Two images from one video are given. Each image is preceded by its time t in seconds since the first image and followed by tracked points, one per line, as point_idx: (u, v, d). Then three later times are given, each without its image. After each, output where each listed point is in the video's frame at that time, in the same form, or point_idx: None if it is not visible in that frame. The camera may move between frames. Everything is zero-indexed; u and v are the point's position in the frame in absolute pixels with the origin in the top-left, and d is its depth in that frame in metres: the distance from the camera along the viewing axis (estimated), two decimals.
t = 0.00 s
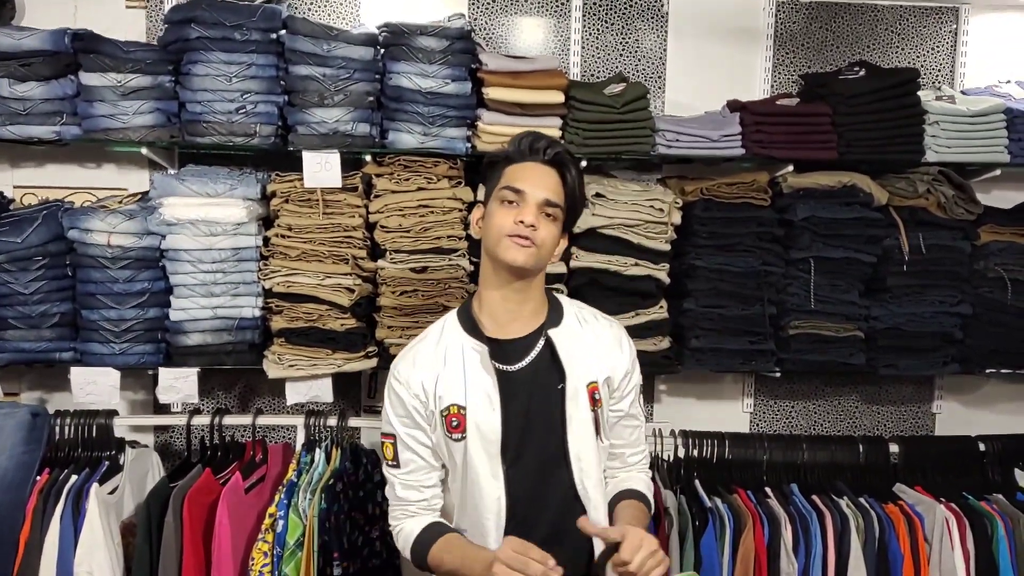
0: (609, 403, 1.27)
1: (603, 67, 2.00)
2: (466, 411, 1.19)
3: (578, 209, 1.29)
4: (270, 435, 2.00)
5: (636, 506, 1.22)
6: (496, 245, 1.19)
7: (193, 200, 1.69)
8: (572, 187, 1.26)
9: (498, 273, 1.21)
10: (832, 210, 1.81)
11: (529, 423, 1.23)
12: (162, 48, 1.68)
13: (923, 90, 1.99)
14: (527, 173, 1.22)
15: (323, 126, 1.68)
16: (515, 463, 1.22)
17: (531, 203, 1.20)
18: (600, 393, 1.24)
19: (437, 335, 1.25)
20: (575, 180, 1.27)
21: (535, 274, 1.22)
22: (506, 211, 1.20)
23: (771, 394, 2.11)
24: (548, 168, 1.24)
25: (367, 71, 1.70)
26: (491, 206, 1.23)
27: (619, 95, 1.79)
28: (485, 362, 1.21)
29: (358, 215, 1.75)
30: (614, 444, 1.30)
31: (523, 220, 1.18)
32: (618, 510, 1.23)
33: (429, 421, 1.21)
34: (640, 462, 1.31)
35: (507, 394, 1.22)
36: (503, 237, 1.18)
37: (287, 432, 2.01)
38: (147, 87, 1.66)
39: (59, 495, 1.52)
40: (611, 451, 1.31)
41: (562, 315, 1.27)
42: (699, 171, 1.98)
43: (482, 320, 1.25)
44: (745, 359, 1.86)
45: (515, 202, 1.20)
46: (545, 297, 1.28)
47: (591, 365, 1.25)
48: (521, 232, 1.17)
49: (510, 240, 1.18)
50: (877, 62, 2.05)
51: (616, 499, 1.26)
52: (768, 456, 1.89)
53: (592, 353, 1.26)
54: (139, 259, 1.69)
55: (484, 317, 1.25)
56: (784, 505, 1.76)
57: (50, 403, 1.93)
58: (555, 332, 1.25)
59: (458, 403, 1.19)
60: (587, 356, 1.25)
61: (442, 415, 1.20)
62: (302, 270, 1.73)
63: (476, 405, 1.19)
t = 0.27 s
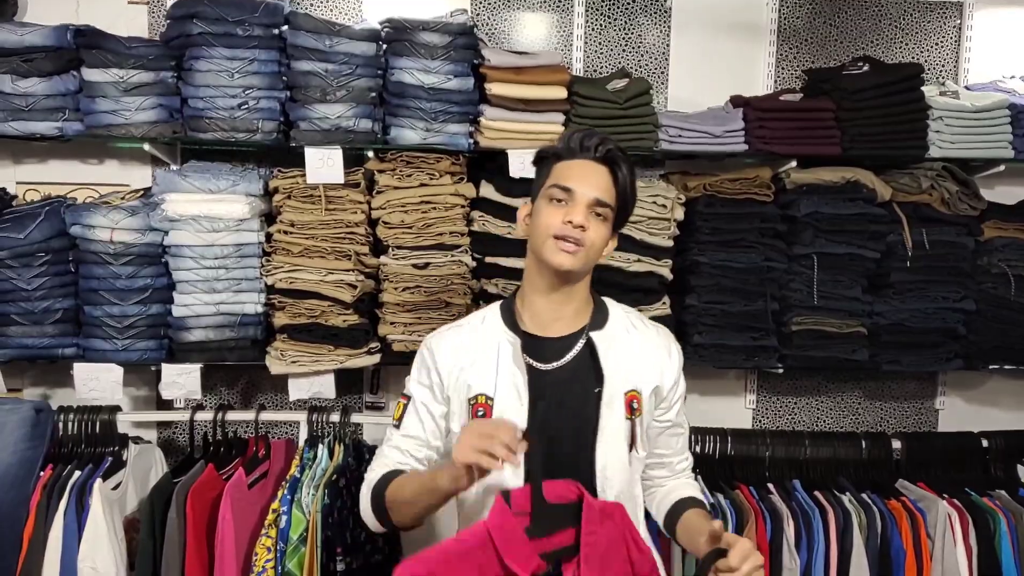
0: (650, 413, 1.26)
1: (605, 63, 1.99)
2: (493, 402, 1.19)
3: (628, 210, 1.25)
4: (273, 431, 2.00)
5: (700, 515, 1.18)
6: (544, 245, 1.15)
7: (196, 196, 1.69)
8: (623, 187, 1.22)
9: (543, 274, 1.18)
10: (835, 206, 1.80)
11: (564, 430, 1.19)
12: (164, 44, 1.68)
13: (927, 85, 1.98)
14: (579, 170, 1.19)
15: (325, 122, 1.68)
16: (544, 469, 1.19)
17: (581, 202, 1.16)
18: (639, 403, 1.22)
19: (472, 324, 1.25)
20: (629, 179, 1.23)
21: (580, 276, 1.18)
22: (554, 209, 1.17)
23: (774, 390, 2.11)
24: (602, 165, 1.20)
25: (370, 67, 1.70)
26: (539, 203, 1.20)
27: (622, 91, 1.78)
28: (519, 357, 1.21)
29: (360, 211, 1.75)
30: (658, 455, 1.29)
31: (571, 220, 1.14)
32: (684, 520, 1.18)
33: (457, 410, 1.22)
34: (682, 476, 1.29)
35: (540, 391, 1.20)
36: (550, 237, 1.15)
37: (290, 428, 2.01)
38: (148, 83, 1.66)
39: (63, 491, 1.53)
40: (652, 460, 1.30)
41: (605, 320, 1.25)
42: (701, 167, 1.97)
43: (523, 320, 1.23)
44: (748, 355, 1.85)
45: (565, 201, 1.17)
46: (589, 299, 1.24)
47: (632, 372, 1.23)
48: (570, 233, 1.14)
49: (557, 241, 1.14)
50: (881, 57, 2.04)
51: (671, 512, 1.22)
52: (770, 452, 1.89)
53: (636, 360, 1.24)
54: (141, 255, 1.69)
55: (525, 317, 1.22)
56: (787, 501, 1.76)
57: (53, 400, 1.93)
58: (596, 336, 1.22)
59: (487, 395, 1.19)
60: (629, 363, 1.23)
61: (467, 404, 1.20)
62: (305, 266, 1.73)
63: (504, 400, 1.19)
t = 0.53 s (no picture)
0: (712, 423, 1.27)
1: (602, 61, 1.99)
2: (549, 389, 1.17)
3: (708, 219, 1.26)
4: (271, 429, 2.00)
5: (762, 530, 1.18)
6: (618, 252, 1.19)
7: (193, 194, 1.69)
8: (706, 198, 1.23)
9: (614, 276, 1.22)
10: (832, 203, 1.80)
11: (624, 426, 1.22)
12: (160, 42, 1.67)
13: (923, 82, 1.98)
14: (659, 175, 1.21)
15: (322, 119, 1.68)
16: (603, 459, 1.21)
17: (656, 210, 1.19)
18: (700, 411, 1.23)
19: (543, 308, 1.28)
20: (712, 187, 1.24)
21: (652, 283, 1.21)
22: (629, 215, 1.20)
23: (771, 387, 2.11)
24: (684, 171, 1.21)
25: (366, 65, 1.70)
26: (616, 206, 1.24)
27: (619, 89, 1.78)
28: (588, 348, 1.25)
29: (357, 209, 1.75)
30: (717, 466, 1.30)
31: (643, 228, 1.17)
32: (746, 535, 1.18)
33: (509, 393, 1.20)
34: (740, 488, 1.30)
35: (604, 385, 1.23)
36: (622, 245, 1.18)
37: (288, 427, 2.01)
38: (144, 81, 1.66)
39: (60, 491, 1.52)
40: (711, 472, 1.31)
41: (672, 324, 1.28)
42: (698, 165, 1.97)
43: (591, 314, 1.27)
44: (745, 353, 1.85)
45: (641, 208, 1.20)
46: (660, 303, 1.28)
47: (698, 380, 1.24)
48: (641, 243, 1.17)
49: (629, 247, 1.18)
50: (877, 54, 2.04)
51: (733, 524, 1.22)
52: (768, 449, 1.89)
53: (702, 368, 1.25)
54: (138, 254, 1.69)
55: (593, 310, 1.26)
56: (785, 498, 1.77)
57: (50, 399, 1.93)
58: (664, 339, 1.25)
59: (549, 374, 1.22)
60: (695, 370, 1.24)
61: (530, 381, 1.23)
62: (301, 265, 1.73)
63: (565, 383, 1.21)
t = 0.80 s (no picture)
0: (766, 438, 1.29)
1: (601, 61, 1.99)
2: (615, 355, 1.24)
3: (770, 225, 1.29)
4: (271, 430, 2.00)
5: (800, 551, 1.24)
6: (673, 254, 1.24)
7: (192, 196, 1.68)
8: (767, 204, 1.26)
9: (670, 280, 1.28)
10: (832, 202, 1.80)
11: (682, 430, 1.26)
12: (159, 44, 1.67)
13: (922, 81, 1.99)
14: (722, 179, 1.25)
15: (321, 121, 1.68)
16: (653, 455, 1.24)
17: (711, 215, 1.23)
18: (755, 424, 1.26)
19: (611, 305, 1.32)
20: (777, 192, 1.27)
21: (706, 288, 1.26)
22: (685, 219, 1.25)
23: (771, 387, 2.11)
24: (748, 176, 1.25)
25: (365, 66, 1.70)
26: (674, 211, 1.29)
27: (618, 88, 1.78)
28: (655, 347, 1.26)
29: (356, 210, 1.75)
30: (767, 480, 1.31)
31: (696, 233, 1.22)
32: (782, 555, 1.25)
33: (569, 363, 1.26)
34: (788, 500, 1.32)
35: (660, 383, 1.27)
36: (674, 249, 1.24)
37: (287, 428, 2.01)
38: (143, 83, 1.66)
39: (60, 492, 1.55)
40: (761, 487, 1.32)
41: (731, 336, 1.30)
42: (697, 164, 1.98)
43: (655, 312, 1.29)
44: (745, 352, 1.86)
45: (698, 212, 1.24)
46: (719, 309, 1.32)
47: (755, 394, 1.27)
48: (694, 246, 1.22)
49: (683, 250, 1.23)
50: (876, 53, 2.04)
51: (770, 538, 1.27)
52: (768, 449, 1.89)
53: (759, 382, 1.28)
54: (138, 256, 1.69)
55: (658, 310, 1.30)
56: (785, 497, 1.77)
57: (50, 400, 1.93)
58: (718, 352, 1.28)
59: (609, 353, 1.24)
60: (750, 384, 1.27)
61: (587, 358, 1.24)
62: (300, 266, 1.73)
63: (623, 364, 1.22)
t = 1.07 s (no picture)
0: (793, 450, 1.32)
1: (602, 62, 1.99)
2: (655, 348, 1.24)
3: (810, 230, 1.27)
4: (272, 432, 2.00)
5: (821, 564, 1.28)
6: (705, 256, 1.26)
7: (193, 197, 1.69)
8: (804, 208, 1.25)
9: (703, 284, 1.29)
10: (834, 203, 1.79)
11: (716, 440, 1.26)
12: (160, 45, 1.67)
13: (923, 82, 1.99)
14: (757, 181, 1.25)
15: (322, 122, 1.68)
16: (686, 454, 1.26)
17: (745, 217, 1.24)
18: (785, 437, 1.29)
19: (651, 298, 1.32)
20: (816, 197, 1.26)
21: (738, 292, 1.27)
22: (718, 221, 1.27)
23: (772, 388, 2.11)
24: (785, 178, 1.25)
25: (366, 67, 1.71)
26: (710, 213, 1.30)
27: (619, 89, 1.78)
28: (695, 347, 1.25)
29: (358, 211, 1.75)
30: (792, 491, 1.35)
31: (727, 235, 1.23)
32: (804, 566, 1.28)
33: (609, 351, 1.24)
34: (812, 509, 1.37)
35: (691, 386, 1.27)
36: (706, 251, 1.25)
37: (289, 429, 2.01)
38: (145, 84, 1.66)
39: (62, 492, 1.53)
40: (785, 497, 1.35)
41: (764, 346, 1.32)
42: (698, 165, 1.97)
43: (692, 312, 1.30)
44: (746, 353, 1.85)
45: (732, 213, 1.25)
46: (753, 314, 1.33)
47: (786, 408, 1.29)
48: (727, 247, 1.23)
49: (714, 252, 1.24)
50: (877, 54, 2.04)
51: (794, 551, 1.31)
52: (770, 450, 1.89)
53: (790, 396, 1.30)
54: (139, 257, 1.69)
55: (695, 311, 1.30)
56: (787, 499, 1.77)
57: (51, 402, 1.93)
58: (753, 362, 1.29)
59: (653, 341, 1.25)
60: (782, 397, 1.29)
61: (631, 343, 1.25)
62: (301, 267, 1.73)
63: (666, 355, 1.24)
